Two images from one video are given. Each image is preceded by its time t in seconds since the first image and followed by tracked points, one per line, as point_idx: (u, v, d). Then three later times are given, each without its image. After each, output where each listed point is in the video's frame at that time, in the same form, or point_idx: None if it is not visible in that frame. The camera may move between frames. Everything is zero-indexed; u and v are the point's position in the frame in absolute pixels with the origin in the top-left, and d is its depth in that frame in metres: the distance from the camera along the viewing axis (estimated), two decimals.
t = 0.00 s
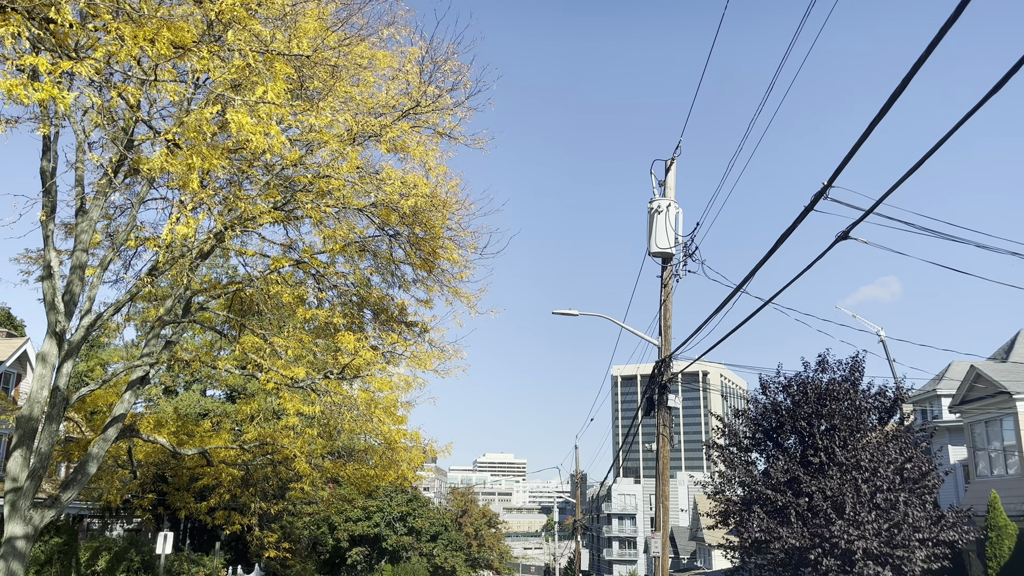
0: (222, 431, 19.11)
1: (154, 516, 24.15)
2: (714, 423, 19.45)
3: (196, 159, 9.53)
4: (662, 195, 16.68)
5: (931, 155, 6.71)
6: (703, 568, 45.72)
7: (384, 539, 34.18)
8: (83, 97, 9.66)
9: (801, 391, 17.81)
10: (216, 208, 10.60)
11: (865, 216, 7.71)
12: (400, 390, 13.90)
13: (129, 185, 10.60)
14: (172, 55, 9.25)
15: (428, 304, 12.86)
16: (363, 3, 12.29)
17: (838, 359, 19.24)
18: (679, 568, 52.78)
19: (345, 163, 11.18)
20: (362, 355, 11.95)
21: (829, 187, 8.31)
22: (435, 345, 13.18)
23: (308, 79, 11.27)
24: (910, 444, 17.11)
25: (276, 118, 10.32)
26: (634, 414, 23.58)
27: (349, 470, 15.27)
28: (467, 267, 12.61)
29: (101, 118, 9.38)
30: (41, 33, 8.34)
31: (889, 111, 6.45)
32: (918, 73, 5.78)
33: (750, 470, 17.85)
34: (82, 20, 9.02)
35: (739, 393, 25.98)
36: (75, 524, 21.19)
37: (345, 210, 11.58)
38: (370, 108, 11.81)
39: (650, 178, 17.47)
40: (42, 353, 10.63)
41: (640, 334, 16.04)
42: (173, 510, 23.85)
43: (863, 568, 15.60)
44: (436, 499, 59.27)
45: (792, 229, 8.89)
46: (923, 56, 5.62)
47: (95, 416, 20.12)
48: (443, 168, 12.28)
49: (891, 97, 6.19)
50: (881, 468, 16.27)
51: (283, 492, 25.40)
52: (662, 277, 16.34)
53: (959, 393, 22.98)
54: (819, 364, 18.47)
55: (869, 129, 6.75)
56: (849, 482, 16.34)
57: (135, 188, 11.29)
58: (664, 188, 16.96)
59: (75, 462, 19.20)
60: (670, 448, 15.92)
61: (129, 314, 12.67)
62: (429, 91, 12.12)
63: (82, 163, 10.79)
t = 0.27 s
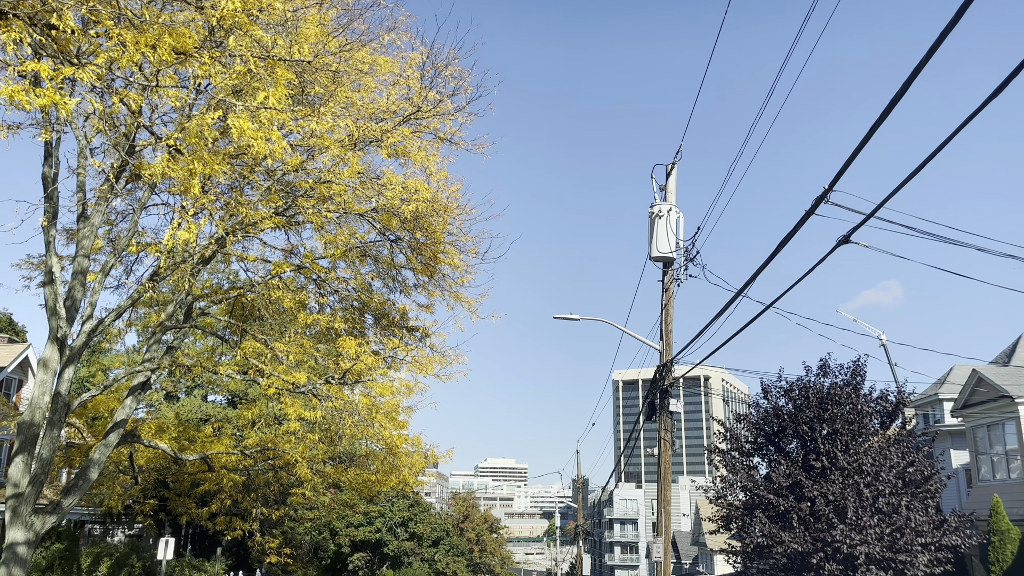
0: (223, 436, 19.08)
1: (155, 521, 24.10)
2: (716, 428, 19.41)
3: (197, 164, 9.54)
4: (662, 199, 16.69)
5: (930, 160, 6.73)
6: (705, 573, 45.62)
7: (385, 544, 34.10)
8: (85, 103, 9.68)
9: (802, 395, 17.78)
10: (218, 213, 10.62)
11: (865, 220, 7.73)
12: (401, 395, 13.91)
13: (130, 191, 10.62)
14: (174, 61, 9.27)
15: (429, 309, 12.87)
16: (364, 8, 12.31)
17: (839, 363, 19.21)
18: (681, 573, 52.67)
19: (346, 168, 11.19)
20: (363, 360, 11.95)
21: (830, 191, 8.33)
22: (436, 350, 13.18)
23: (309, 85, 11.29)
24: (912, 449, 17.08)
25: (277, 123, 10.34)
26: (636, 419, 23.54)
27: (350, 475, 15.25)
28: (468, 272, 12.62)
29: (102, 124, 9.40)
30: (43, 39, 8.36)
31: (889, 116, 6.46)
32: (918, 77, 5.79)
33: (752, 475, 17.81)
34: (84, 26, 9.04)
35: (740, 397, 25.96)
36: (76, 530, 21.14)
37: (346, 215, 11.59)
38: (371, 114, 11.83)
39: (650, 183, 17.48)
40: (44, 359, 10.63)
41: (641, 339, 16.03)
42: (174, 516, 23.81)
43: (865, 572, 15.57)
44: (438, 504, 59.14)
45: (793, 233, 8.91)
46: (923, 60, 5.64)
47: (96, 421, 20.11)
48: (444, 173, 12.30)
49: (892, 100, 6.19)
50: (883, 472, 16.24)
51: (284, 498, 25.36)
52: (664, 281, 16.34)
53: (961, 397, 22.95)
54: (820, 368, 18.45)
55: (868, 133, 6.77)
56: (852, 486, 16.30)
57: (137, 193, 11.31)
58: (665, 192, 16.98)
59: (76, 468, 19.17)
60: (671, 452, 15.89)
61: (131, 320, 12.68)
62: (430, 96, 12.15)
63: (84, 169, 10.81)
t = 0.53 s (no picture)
0: (225, 445, 19.06)
1: (156, 530, 24.06)
2: (718, 436, 19.36)
3: (199, 173, 9.57)
4: (664, 207, 16.71)
5: (931, 168, 6.74)
6: None
7: (387, 553, 33.99)
8: (87, 113, 9.71)
9: (805, 403, 17.75)
10: (220, 222, 10.64)
11: (867, 226, 7.74)
12: (403, 403, 13.92)
13: (133, 199, 10.65)
14: (176, 71, 9.30)
15: (431, 317, 12.88)
16: (366, 17, 12.36)
17: (842, 371, 19.17)
18: None
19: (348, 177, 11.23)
20: (365, 369, 11.95)
21: (831, 198, 8.34)
22: (438, 358, 13.18)
23: (310, 93, 11.31)
24: (915, 456, 17.04)
25: (279, 132, 10.37)
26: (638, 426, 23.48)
27: (352, 483, 15.22)
28: (470, 280, 12.63)
29: (105, 133, 9.43)
30: (46, 48, 8.40)
31: (890, 123, 6.48)
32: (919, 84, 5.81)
33: (754, 483, 17.75)
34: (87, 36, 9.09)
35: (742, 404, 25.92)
36: (77, 539, 21.10)
37: (348, 223, 11.61)
38: (373, 122, 11.87)
39: (652, 191, 17.51)
40: (46, 367, 10.63)
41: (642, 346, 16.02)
42: (176, 525, 23.76)
43: None
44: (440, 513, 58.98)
45: (795, 240, 8.92)
46: (924, 67, 5.66)
47: (98, 430, 20.10)
48: (446, 181, 12.32)
49: (892, 108, 6.22)
50: (886, 480, 16.19)
51: (286, 507, 25.31)
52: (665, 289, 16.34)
53: (963, 404, 22.88)
54: (822, 375, 18.41)
55: (870, 140, 6.80)
56: (854, 494, 16.25)
57: (139, 202, 11.35)
58: (666, 200, 16.99)
59: (77, 477, 19.15)
60: (674, 460, 15.86)
61: (132, 328, 12.70)
62: (431, 104, 12.19)
63: (86, 178, 10.85)
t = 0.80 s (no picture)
0: (227, 457, 19.03)
1: (158, 543, 23.98)
2: (722, 447, 19.29)
3: (203, 186, 9.61)
4: (666, 218, 16.71)
5: (933, 178, 6.73)
6: None
7: (390, 565, 33.84)
8: (91, 126, 9.76)
9: (808, 414, 17.70)
10: (223, 234, 10.67)
11: (869, 238, 7.75)
12: (406, 415, 13.91)
13: (136, 212, 10.70)
14: (180, 84, 9.35)
15: (433, 328, 12.89)
16: (368, 30, 12.42)
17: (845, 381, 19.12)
18: None
19: (351, 189, 11.26)
20: (367, 381, 11.95)
21: (833, 209, 8.35)
22: (440, 369, 13.18)
23: (313, 106, 11.36)
24: (920, 467, 16.97)
25: (282, 145, 10.41)
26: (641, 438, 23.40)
27: (354, 496, 15.19)
28: (472, 291, 12.64)
29: (109, 146, 9.48)
30: (51, 62, 8.46)
31: (891, 135, 6.50)
32: (920, 95, 5.83)
33: (758, 495, 17.68)
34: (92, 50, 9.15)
35: (746, 415, 25.83)
36: (79, 552, 21.04)
37: (350, 234, 11.64)
38: (375, 134, 11.92)
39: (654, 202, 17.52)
40: (49, 380, 10.64)
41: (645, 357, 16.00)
42: (178, 538, 23.68)
43: None
44: (442, 525, 58.74)
45: (797, 252, 8.93)
46: (925, 78, 5.69)
47: (100, 442, 20.09)
48: (448, 193, 12.36)
49: (894, 119, 6.25)
50: (890, 491, 16.11)
51: (288, 519, 25.23)
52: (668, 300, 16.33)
53: (968, 415, 22.79)
54: (826, 386, 18.36)
55: (870, 152, 6.82)
56: (859, 505, 16.17)
57: (142, 215, 11.39)
58: (668, 210, 17.00)
59: (80, 489, 19.12)
60: (677, 472, 15.81)
61: (135, 340, 12.72)
62: (434, 116, 12.25)
63: (90, 191, 10.90)
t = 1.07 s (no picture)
0: (228, 470, 18.96)
1: (158, 557, 23.85)
2: (724, 460, 19.20)
3: (205, 199, 9.63)
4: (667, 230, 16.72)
5: (936, 188, 6.74)
6: None
7: None
8: (94, 140, 9.79)
9: (811, 426, 17.63)
10: (224, 246, 10.68)
11: (870, 250, 7.75)
12: (407, 428, 13.88)
13: (138, 225, 10.72)
14: (182, 98, 9.39)
15: (435, 341, 12.89)
16: (370, 44, 12.48)
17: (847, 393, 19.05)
18: None
19: (352, 202, 11.29)
20: (369, 393, 11.94)
21: (834, 221, 8.36)
22: (442, 382, 13.15)
23: (315, 119, 11.40)
24: (923, 480, 16.91)
25: (284, 158, 10.45)
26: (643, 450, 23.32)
27: (355, 509, 15.13)
28: (474, 304, 12.63)
29: (111, 159, 9.50)
30: (54, 77, 8.50)
31: (892, 146, 6.51)
32: (921, 107, 5.85)
33: (761, 507, 17.58)
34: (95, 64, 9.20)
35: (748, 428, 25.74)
36: (79, 567, 20.93)
37: (352, 247, 11.65)
38: (377, 147, 11.97)
39: (655, 214, 17.54)
40: (51, 393, 10.63)
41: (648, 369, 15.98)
42: (178, 552, 23.55)
43: None
44: (444, 539, 58.44)
45: (798, 264, 8.93)
46: (924, 91, 5.71)
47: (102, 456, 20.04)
48: (450, 206, 12.38)
49: (895, 131, 6.26)
50: (894, 504, 16.03)
51: (289, 533, 25.10)
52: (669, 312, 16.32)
53: (971, 427, 22.70)
54: (828, 398, 18.32)
55: (871, 164, 6.83)
56: (863, 518, 16.07)
57: (144, 228, 11.41)
58: (670, 222, 17.02)
59: (80, 504, 19.04)
60: (680, 485, 15.74)
61: (137, 353, 12.71)
62: (435, 129, 12.31)
63: (92, 205, 10.93)
